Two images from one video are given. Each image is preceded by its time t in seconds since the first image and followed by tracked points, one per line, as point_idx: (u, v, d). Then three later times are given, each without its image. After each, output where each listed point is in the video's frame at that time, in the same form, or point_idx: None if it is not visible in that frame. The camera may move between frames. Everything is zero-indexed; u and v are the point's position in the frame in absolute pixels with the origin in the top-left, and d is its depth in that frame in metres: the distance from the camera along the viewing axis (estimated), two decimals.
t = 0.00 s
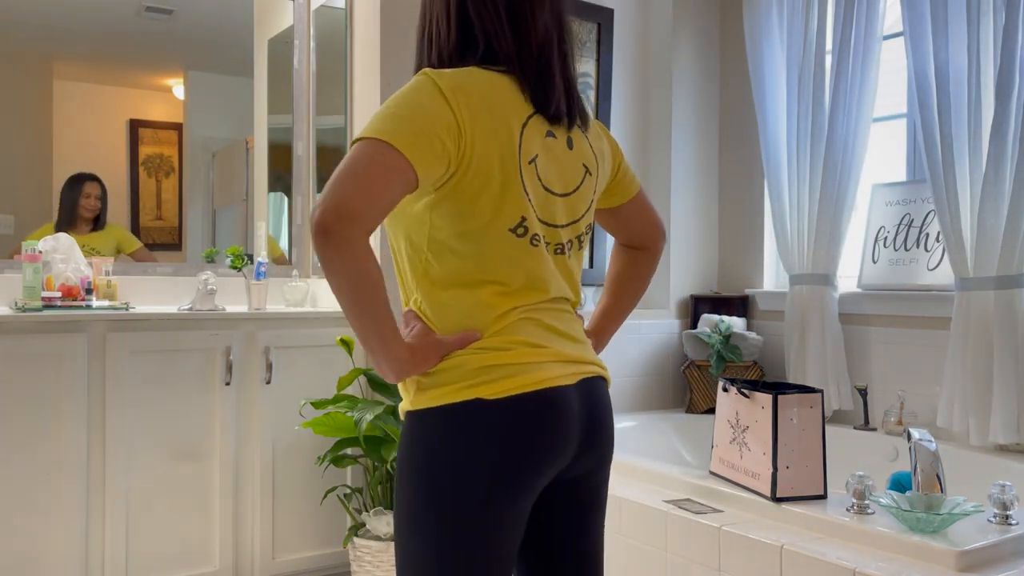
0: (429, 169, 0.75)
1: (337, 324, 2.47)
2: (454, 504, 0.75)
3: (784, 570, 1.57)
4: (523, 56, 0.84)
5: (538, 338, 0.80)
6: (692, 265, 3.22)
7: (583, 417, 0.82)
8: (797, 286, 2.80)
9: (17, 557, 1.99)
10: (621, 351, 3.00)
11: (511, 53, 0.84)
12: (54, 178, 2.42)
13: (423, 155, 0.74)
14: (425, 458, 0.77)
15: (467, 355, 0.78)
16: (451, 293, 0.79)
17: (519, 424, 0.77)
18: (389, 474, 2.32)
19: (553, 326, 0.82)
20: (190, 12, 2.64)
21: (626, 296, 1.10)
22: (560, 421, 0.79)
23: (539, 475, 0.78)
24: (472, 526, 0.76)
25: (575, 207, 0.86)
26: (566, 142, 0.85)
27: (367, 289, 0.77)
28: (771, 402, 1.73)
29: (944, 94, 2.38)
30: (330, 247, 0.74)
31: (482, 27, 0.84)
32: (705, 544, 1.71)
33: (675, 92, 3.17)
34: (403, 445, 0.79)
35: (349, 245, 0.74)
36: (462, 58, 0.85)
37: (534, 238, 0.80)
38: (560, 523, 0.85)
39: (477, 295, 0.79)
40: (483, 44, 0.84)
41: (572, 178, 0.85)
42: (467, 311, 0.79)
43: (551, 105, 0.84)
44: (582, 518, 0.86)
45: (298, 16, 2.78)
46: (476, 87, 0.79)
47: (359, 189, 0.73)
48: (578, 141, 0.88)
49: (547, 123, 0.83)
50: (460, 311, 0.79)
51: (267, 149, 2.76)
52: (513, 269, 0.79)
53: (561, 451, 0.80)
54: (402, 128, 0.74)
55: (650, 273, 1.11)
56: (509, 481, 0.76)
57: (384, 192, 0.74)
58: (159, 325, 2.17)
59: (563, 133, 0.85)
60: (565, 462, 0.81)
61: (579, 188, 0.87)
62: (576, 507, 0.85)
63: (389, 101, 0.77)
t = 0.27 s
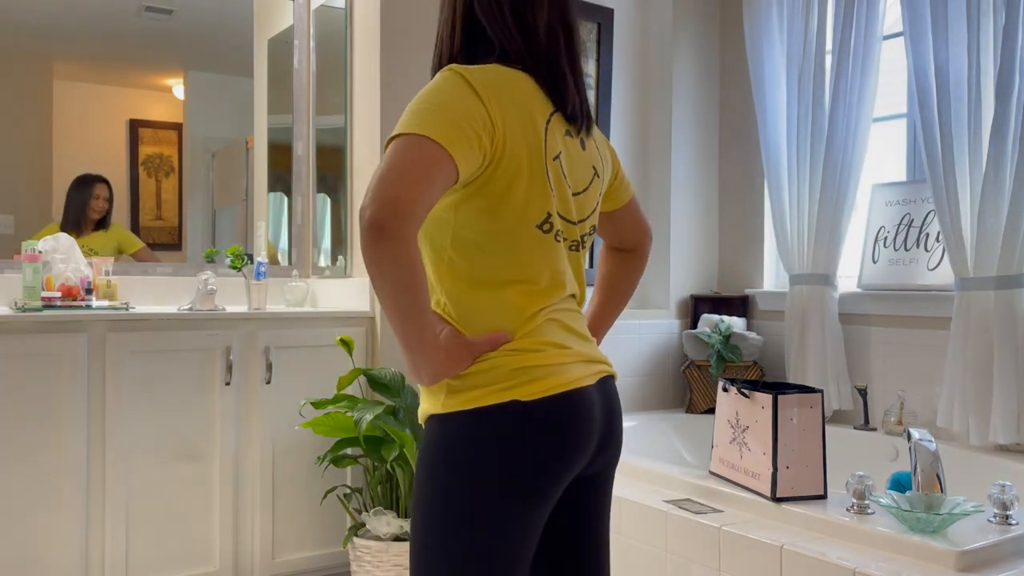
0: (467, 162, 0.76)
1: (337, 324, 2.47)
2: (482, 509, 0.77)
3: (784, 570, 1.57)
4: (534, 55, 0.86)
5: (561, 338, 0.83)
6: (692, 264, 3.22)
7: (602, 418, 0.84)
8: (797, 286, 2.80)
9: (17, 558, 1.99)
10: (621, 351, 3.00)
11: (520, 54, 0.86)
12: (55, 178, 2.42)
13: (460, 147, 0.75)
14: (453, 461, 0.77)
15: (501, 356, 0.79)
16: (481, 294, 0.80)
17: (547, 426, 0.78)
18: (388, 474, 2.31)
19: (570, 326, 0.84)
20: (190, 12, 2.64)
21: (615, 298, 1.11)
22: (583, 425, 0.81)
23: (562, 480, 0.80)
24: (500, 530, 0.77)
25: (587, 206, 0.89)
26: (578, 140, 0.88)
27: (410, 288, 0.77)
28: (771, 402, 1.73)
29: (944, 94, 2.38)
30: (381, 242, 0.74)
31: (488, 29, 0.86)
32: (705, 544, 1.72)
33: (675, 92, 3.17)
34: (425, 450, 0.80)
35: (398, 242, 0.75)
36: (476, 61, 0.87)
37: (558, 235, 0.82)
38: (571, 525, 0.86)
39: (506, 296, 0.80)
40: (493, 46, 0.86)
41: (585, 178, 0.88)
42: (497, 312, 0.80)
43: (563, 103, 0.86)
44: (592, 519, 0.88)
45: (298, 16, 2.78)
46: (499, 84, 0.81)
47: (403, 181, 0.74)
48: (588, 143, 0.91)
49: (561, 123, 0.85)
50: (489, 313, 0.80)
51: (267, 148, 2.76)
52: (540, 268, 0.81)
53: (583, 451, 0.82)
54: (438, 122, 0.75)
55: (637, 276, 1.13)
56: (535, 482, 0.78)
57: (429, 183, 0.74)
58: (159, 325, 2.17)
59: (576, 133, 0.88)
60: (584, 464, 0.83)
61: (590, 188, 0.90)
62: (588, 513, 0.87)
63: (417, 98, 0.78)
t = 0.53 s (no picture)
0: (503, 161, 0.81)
1: (337, 324, 2.47)
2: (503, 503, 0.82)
3: (784, 570, 1.57)
4: (552, 56, 0.92)
5: (578, 338, 0.89)
6: (692, 264, 3.22)
7: (617, 421, 0.90)
8: (797, 286, 2.80)
9: (16, 558, 1.99)
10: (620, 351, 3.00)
11: (539, 54, 0.92)
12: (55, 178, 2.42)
13: (499, 145, 0.80)
14: (474, 457, 0.83)
15: (527, 356, 0.85)
16: (509, 294, 0.86)
17: (567, 425, 0.84)
18: (388, 474, 2.30)
19: (584, 325, 0.91)
20: (190, 12, 2.64)
21: (615, 303, 1.12)
22: (600, 423, 0.87)
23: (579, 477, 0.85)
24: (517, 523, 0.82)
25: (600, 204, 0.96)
26: (593, 141, 0.95)
27: (454, 285, 0.81)
28: (771, 402, 1.73)
29: (944, 94, 2.38)
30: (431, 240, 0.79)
31: (508, 30, 0.92)
32: (705, 544, 1.72)
33: (675, 92, 3.17)
34: (448, 446, 0.85)
35: (446, 241, 0.79)
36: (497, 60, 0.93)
37: (578, 232, 0.89)
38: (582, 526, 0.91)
39: (531, 295, 0.86)
40: (513, 46, 0.92)
41: (599, 179, 0.94)
42: (524, 314, 0.86)
43: (581, 103, 0.93)
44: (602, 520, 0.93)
45: (298, 16, 2.78)
46: (526, 84, 0.86)
47: (448, 180, 0.78)
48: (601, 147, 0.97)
49: (580, 123, 0.92)
50: (515, 314, 0.86)
51: (267, 149, 2.76)
52: (562, 268, 0.87)
53: (599, 452, 0.87)
54: (477, 121, 0.80)
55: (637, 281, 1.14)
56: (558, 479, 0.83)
57: (473, 181, 0.79)
58: (159, 325, 2.17)
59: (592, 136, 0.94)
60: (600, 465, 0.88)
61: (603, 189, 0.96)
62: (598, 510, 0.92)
63: (450, 95, 0.83)
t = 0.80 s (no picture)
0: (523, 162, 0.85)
1: (337, 324, 2.47)
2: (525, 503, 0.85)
3: (784, 570, 1.57)
4: (565, 58, 0.96)
5: (597, 337, 0.93)
6: (692, 265, 3.22)
7: (636, 423, 0.93)
8: (797, 286, 2.80)
9: (17, 559, 1.99)
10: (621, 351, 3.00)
11: (552, 58, 0.95)
12: (55, 178, 2.41)
13: (518, 144, 0.84)
14: (497, 458, 0.86)
15: (550, 357, 0.88)
16: (532, 295, 0.89)
17: (588, 426, 0.88)
18: (388, 474, 2.30)
19: (603, 324, 0.95)
20: (190, 11, 2.64)
21: (624, 302, 1.15)
22: (618, 424, 0.90)
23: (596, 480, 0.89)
24: (539, 522, 0.86)
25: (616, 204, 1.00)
26: (608, 141, 0.98)
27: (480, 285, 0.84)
28: (771, 402, 1.73)
29: (944, 94, 2.39)
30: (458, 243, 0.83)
31: (521, 34, 0.95)
32: (705, 544, 1.72)
33: (675, 92, 3.17)
34: (473, 446, 0.88)
35: (472, 244, 0.83)
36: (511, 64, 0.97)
37: (596, 231, 0.92)
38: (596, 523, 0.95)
39: (552, 295, 0.89)
40: (526, 51, 0.96)
41: (614, 179, 0.98)
42: (546, 314, 0.89)
43: (596, 104, 0.96)
44: (614, 518, 0.96)
45: (297, 16, 2.78)
46: (542, 84, 0.90)
47: (473, 184, 0.82)
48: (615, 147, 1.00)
49: (595, 124, 0.95)
50: (538, 315, 0.89)
51: (267, 148, 2.76)
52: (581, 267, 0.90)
53: (618, 454, 0.91)
54: (497, 122, 0.83)
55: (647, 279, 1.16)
56: (575, 482, 0.87)
57: (496, 181, 0.83)
58: (159, 325, 2.17)
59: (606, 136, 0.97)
60: (617, 467, 0.91)
61: (617, 189, 0.99)
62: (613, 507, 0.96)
63: (468, 98, 0.86)
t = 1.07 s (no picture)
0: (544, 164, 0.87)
1: (338, 324, 2.47)
2: (549, 500, 0.87)
3: (784, 570, 1.57)
4: (582, 60, 0.98)
5: (618, 336, 0.95)
6: (692, 265, 3.22)
7: (657, 420, 0.96)
8: (797, 286, 2.80)
9: (16, 559, 1.99)
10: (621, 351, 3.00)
11: (569, 60, 0.97)
12: (55, 177, 2.41)
13: (540, 145, 0.86)
14: (520, 458, 0.88)
15: (574, 356, 0.91)
16: (554, 295, 0.92)
17: (610, 423, 0.90)
18: (388, 474, 2.30)
19: (622, 323, 0.98)
20: (190, 11, 2.64)
21: (637, 302, 1.18)
22: (638, 423, 0.92)
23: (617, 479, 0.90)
24: (563, 518, 0.88)
25: (632, 204, 1.02)
26: (624, 142, 1.01)
27: (505, 284, 0.87)
28: (771, 402, 1.73)
29: (944, 94, 2.39)
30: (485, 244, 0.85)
31: (538, 38, 0.97)
32: (705, 544, 1.72)
33: (674, 92, 3.17)
34: (497, 445, 0.91)
35: (498, 245, 0.85)
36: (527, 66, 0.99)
37: (615, 232, 0.95)
38: (616, 521, 0.97)
39: (574, 296, 0.92)
40: (542, 53, 0.98)
41: (630, 180, 1.00)
42: (569, 315, 0.92)
43: (612, 106, 0.98)
44: (633, 515, 0.98)
45: (298, 16, 2.78)
46: (561, 86, 0.92)
47: (498, 186, 0.85)
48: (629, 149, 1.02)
49: (612, 126, 0.98)
50: (560, 316, 0.92)
51: (267, 148, 2.76)
52: (602, 268, 0.93)
53: (640, 451, 0.93)
54: (519, 124, 0.86)
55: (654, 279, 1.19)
56: (597, 480, 0.89)
57: (521, 183, 0.85)
58: (159, 325, 2.17)
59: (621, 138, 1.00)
60: (637, 465, 0.93)
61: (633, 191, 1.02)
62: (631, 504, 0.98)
63: (491, 102, 0.89)
